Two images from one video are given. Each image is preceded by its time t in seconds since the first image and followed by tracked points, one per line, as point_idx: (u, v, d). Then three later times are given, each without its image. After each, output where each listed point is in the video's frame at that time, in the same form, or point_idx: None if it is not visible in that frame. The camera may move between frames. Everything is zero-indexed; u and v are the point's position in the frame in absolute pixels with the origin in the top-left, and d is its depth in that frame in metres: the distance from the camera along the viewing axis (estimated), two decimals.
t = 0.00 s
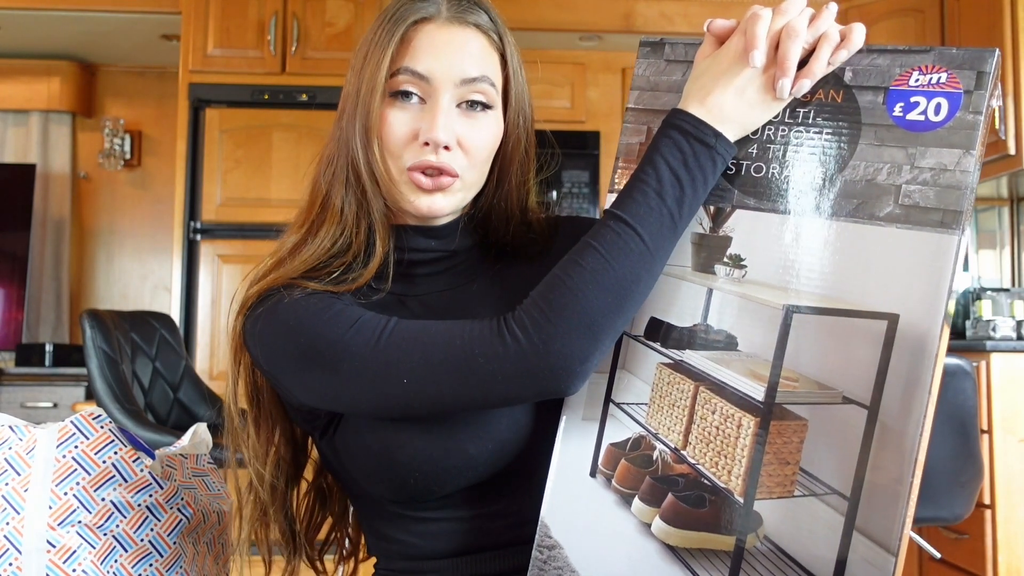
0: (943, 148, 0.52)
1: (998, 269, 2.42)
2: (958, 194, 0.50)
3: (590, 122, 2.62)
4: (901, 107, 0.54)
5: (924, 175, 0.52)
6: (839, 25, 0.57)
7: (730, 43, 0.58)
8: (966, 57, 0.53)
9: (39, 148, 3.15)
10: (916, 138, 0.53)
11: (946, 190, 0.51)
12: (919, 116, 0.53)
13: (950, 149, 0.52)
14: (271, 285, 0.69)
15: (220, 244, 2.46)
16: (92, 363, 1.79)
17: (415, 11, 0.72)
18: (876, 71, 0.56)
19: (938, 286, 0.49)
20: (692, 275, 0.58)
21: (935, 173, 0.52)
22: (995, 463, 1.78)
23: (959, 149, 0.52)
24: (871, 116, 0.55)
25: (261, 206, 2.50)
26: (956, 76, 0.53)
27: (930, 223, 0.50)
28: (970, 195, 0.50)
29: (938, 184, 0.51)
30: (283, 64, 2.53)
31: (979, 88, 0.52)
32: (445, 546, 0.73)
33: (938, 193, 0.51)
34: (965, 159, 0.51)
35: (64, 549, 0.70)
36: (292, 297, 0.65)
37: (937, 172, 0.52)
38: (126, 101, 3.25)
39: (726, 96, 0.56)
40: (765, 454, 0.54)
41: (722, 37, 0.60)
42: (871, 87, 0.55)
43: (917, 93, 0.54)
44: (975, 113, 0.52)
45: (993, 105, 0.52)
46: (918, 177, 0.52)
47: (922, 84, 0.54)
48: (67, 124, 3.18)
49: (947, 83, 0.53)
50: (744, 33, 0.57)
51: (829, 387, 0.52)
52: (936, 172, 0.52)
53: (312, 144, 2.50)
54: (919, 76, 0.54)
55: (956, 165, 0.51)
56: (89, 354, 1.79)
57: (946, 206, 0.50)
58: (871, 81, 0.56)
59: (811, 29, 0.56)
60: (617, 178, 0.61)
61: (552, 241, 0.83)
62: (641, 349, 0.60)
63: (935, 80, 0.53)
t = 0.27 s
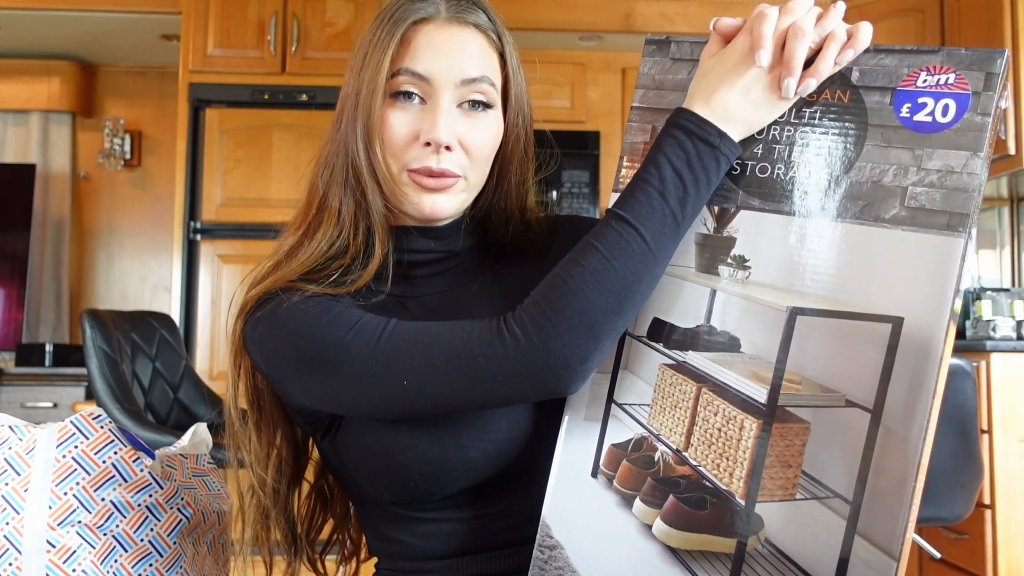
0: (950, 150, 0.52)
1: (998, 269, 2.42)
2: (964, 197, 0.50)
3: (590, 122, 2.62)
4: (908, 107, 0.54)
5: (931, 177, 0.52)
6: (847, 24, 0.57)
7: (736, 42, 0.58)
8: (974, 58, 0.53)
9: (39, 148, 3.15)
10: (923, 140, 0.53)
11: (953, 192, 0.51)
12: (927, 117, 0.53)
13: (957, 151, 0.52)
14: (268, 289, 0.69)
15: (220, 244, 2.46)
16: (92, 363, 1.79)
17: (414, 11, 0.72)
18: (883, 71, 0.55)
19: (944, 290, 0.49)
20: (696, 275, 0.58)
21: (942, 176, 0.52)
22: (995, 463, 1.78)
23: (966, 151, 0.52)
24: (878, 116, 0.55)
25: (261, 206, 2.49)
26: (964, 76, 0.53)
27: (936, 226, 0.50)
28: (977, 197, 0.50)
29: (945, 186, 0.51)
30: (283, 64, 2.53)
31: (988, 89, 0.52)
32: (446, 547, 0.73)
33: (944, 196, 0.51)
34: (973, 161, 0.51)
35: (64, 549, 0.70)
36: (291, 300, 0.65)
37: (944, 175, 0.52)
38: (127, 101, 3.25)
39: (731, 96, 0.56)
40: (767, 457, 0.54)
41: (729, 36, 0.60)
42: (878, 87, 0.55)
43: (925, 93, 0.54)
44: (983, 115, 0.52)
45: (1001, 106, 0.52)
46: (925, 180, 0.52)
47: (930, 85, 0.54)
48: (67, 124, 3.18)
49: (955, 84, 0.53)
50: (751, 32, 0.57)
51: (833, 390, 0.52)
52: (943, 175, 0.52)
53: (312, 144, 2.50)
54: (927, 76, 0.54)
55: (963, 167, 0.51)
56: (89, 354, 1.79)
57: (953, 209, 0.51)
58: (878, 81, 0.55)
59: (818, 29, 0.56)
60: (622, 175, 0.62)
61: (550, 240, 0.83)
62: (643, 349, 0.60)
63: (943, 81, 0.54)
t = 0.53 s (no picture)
0: (950, 150, 0.52)
1: (998, 269, 2.42)
2: (964, 197, 0.50)
3: (590, 121, 2.62)
4: (909, 108, 0.54)
5: (931, 178, 0.52)
6: (847, 24, 0.57)
7: (736, 42, 0.58)
8: (975, 58, 0.53)
9: (39, 148, 3.15)
10: (923, 140, 0.53)
11: (953, 193, 0.51)
12: (927, 118, 0.53)
13: (957, 152, 0.52)
14: (268, 289, 0.69)
15: (220, 244, 2.46)
16: (92, 363, 1.78)
17: (413, 10, 0.72)
18: (884, 71, 0.55)
19: (945, 290, 0.49)
20: (696, 275, 0.58)
21: (942, 176, 0.52)
22: (994, 462, 1.78)
23: (967, 151, 0.52)
24: (879, 117, 0.55)
25: (261, 206, 2.49)
26: (964, 77, 0.53)
27: (937, 227, 0.50)
28: (977, 197, 0.50)
29: (946, 187, 0.51)
30: (283, 64, 2.53)
31: (988, 90, 0.52)
32: (445, 547, 0.73)
33: (945, 196, 0.51)
34: (973, 162, 0.51)
35: (64, 549, 0.70)
36: (291, 302, 0.65)
37: (944, 175, 0.52)
38: (127, 101, 3.25)
39: (731, 96, 0.56)
40: (767, 456, 0.54)
41: (729, 36, 0.60)
42: (878, 87, 0.55)
43: (926, 93, 0.54)
44: (984, 115, 0.52)
45: (1001, 107, 0.52)
46: (925, 180, 0.52)
47: (930, 85, 0.54)
48: (67, 124, 3.18)
49: (955, 84, 0.53)
50: (752, 32, 0.57)
51: (833, 390, 0.52)
52: (943, 175, 0.52)
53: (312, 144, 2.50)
54: (928, 76, 0.54)
55: (963, 167, 0.51)
56: (89, 354, 1.79)
57: (953, 210, 0.51)
58: (878, 81, 0.55)
59: (819, 29, 0.56)
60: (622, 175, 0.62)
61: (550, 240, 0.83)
62: (643, 349, 0.60)
63: (944, 81, 0.54)
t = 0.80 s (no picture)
0: (949, 149, 0.52)
1: (998, 269, 2.42)
2: (964, 195, 0.50)
3: (590, 121, 2.62)
4: (907, 106, 0.54)
5: (930, 176, 0.52)
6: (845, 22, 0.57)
7: (734, 38, 0.58)
8: (973, 56, 0.53)
9: (39, 148, 3.15)
10: (923, 138, 0.53)
11: (952, 191, 0.51)
12: (925, 116, 0.53)
13: (956, 150, 0.52)
14: (267, 291, 0.69)
15: (220, 244, 2.46)
16: (92, 363, 1.79)
17: (408, 9, 0.72)
18: (882, 69, 0.55)
19: (944, 289, 0.49)
20: (694, 275, 0.58)
21: (941, 174, 0.52)
22: (994, 463, 1.78)
23: (966, 149, 0.52)
24: (877, 115, 0.55)
25: (261, 206, 2.49)
26: (962, 75, 0.53)
27: (934, 225, 0.50)
28: (976, 195, 0.50)
29: (944, 185, 0.51)
30: (283, 64, 2.53)
31: (987, 88, 0.52)
32: (445, 547, 0.73)
33: (944, 195, 0.51)
34: (971, 160, 0.51)
35: (64, 549, 0.70)
36: (289, 305, 0.65)
37: (943, 173, 0.52)
38: (127, 101, 3.25)
39: (728, 93, 0.56)
40: (765, 456, 0.54)
41: (727, 32, 0.60)
42: (877, 86, 0.55)
43: (923, 91, 0.54)
44: (982, 113, 0.52)
45: (1000, 104, 0.52)
46: (923, 178, 0.52)
47: (928, 83, 0.54)
48: (67, 124, 3.18)
49: (954, 82, 0.53)
50: (750, 28, 0.57)
51: (832, 390, 0.52)
52: (942, 173, 0.52)
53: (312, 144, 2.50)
54: (926, 74, 0.54)
55: (962, 165, 0.51)
56: (89, 354, 1.79)
57: (951, 208, 0.51)
58: (877, 79, 0.55)
59: (817, 26, 0.56)
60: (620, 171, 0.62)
61: (549, 240, 0.83)
62: (642, 349, 0.60)
63: (942, 79, 0.53)
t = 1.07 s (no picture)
0: (943, 144, 0.52)
1: (998, 268, 2.41)
2: (957, 191, 0.50)
3: (590, 121, 2.62)
4: (899, 102, 0.54)
5: (923, 172, 0.52)
6: (837, 19, 0.57)
7: (726, 35, 0.58)
8: (966, 51, 0.53)
9: (39, 149, 3.15)
10: (916, 134, 0.53)
11: (946, 187, 0.51)
12: (918, 112, 0.53)
13: (950, 146, 0.52)
14: (263, 292, 0.69)
15: (220, 244, 2.46)
16: (92, 363, 1.79)
17: (403, 9, 0.72)
18: (875, 66, 0.55)
19: (939, 286, 0.49)
20: (689, 274, 0.58)
21: (934, 170, 0.52)
22: (994, 462, 1.77)
23: (959, 145, 0.51)
24: (870, 111, 0.55)
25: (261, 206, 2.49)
26: (955, 70, 0.53)
27: (928, 221, 0.50)
28: (970, 191, 0.50)
29: (938, 181, 0.51)
30: (283, 64, 2.53)
31: (980, 83, 0.52)
32: (444, 548, 0.73)
33: (938, 190, 0.51)
34: (965, 156, 0.51)
35: (64, 549, 0.70)
36: (284, 307, 0.65)
37: (937, 169, 0.52)
38: (127, 101, 3.25)
39: (721, 91, 0.56)
40: (762, 454, 0.54)
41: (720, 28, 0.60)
42: (870, 82, 0.55)
43: (916, 87, 0.54)
44: (976, 109, 0.52)
45: (993, 100, 0.52)
46: (917, 175, 0.52)
47: (921, 79, 0.53)
48: (67, 124, 3.18)
49: (947, 77, 0.53)
50: (742, 25, 0.57)
51: (828, 387, 0.52)
52: (936, 169, 0.52)
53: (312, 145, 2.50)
54: (919, 70, 0.54)
55: (956, 161, 0.51)
56: (89, 354, 1.79)
57: (946, 204, 0.50)
58: (869, 75, 0.55)
59: (809, 22, 0.56)
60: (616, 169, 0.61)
61: (547, 239, 0.83)
62: (638, 349, 0.60)
63: (935, 75, 0.53)
